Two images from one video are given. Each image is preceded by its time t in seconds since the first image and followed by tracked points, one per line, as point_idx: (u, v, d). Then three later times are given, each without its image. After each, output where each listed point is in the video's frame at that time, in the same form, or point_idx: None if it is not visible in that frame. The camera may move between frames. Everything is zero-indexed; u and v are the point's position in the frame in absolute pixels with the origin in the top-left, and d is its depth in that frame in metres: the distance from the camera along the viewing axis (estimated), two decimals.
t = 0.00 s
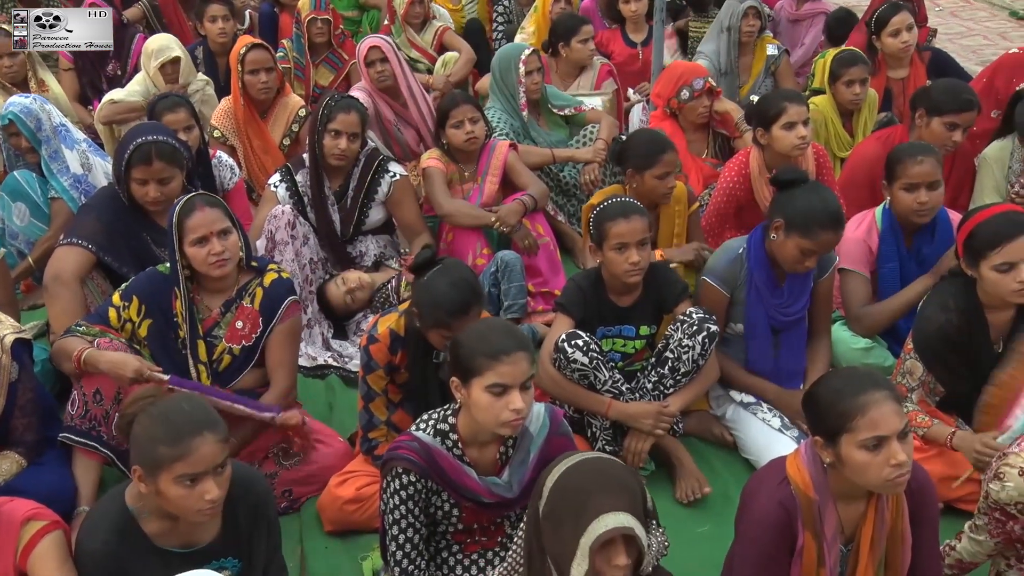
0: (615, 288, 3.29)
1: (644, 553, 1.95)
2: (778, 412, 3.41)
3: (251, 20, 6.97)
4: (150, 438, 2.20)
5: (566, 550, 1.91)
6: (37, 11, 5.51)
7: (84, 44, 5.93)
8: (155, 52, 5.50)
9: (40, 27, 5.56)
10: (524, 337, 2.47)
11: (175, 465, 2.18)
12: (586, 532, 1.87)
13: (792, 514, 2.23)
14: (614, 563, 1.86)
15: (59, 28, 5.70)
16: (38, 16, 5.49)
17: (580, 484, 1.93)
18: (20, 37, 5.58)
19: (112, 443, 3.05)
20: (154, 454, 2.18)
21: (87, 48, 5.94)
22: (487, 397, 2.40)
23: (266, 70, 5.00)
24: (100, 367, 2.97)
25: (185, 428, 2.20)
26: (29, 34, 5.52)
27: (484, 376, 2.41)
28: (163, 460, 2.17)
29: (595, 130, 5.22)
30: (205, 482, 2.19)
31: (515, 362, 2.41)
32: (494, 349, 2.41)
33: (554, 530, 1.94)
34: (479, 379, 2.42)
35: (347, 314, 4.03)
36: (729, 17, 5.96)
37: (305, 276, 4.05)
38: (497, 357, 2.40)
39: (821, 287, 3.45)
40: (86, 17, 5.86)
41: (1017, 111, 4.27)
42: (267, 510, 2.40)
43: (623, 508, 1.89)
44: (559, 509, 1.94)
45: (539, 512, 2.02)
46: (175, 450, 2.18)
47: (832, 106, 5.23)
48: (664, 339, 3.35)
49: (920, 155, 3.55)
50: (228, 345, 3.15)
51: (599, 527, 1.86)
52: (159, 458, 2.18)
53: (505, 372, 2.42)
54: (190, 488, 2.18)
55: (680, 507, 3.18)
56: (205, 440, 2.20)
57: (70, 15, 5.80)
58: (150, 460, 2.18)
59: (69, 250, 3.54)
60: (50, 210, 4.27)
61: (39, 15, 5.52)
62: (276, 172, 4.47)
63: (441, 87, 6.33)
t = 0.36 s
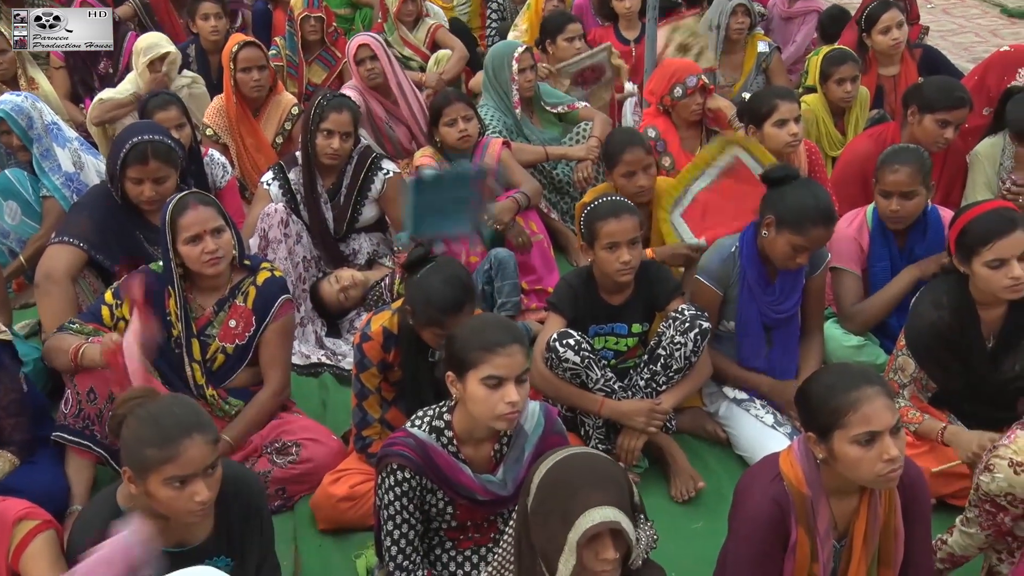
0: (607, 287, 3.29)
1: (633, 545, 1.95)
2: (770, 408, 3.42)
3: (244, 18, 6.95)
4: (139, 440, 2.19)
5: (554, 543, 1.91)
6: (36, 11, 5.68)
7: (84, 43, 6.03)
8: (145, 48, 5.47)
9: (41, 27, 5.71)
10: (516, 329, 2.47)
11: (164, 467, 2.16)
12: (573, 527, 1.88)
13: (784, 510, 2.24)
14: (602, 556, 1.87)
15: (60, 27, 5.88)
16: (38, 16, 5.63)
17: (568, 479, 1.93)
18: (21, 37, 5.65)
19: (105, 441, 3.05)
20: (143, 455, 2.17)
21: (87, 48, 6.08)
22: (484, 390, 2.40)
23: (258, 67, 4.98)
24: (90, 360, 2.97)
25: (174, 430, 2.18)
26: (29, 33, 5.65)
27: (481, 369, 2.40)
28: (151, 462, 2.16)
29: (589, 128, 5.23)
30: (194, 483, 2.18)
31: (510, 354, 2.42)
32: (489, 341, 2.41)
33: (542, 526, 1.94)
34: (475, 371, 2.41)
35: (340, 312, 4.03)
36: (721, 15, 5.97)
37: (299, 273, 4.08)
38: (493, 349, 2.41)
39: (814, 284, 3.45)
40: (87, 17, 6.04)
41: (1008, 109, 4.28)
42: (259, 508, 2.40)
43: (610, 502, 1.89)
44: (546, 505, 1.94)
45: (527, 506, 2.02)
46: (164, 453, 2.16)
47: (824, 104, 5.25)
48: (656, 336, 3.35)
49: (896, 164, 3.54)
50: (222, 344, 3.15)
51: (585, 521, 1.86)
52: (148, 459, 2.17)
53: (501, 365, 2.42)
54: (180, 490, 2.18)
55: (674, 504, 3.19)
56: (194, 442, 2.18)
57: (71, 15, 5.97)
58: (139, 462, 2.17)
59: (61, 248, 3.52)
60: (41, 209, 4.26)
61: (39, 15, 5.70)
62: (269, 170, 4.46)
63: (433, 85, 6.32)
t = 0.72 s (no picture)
0: (598, 276, 3.29)
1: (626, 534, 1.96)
2: (761, 396, 3.42)
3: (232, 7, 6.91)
4: (128, 432, 2.18)
5: (545, 534, 1.92)
6: (36, 11, 5.76)
7: (83, 43, 6.04)
8: (130, 38, 5.46)
9: (41, 27, 5.78)
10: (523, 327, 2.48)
11: (153, 459, 2.16)
12: (566, 519, 1.88)
13: (775, 498, 2.24)
14: (594, 548, 1.89)
15: (60, 28, 5.96)
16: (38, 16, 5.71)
17: (560, 471, 1.92)
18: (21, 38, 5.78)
19: (96, 433, 3.03)
20: (132, 447, 2.16)
21: (87, 47, 6.07)
22: (486, 385, 2.40)
23: (248, 56, 4.94)
24: (77, 355, 2.96)
25: (164, 422, 2.18)
26: (29, 33, 5.75)
27: (485, 364, 2.40)
28: (141, 454, 2.15)
29: (579, 117, 5.22)
30: (185, 475, 2.18)
31: (516, 352, 2.41)
32: (494, 338, 2.41)
33: (535, 518, 1.95)
34: (478, 367, 2.41)
35: (331, 302, 4.02)
36: (711, 3, 5.96)
37: (289, 263, 4.05)
38: (498, 347, 2.40)
39: (805, 273, 3.46)
40: (86, 17, 6.00)
41: (997, 97, 4.29)
42: (251, 497, 2.40)
43: (603, 493, 1.89)
44: (538, 497, 1.94)
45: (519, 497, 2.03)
46: (153, 445, 2.16)
47: (814, 92, 5.24)
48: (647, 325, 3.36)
49: (889, 157, 3.54)
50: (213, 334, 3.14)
51: (578, 513, 1.87)
52: (138, 452, 2.16)
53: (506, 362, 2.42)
54: (169, 482, 2.17)
55: (665, 493, 3.20)
56: (184, 434, 2.18)
57: (71, 15, 6.00)
58: (129, 454, 2.17)
59: (49, 238, 3.51)
60: (30, 198, 4.25)
61: (40, 15, 5.77)
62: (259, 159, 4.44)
63: (423, 74, 6.30)
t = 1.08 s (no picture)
0: (587, 269, 3.30)
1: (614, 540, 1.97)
2: (750, 387, 3.44)
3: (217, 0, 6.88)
4: (115, 428, 2.18)
5: (537, 536, 1.93)
6: (36, 11, 5.85)
7: (84, 44, 5.75)
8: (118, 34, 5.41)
9: (40, 27, 5.86)
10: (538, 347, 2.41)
11: (141, 456, 2.15)
12: (559, 523, 1.89)
13: (764, 490, 2.26)
14: (585, 554, 1.88)
15: (60, 28, 5.91)
16: (38, 16, 5.84)
17: (554, 474, 1.93)
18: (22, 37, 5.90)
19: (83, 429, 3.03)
20: (120, 444, 2.16)
21: (86, 47, 5.74)
22: (491, 403, 2.36)
23: (235, 50, 4.93)
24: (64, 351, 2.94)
25: (151, 419, 2.17)
26: (29, 33, 5.84)
27: (491, 380, 2.35)
28: (129, 451, 2.15)
29: (567, 110, 5.22)
30: (173, 472, 2.17)
31: (527, 375, 2.36)
32: (509, 358, 2.34)
33: (527, 520, 1.95)
34: (486, 381, 2.36)
35: (320, 296, 4.01)
36: None
37: (277, 258, 4.03)
38: (510, 369, 2.34)
39: (793, 265, 3.48)
40: (86, 17, 5.71)
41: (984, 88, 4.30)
42: (240, 492, 2.40)
43: (597, 499, 1.90)
44: (531, 499, 1.95)
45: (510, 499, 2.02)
46: (141, 441, 2.15)
47: (801, 85, 5.26)
48: (635, 318, 3.36)
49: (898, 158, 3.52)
50: (200, 327, 3.13)
51: (572, 517, 1.87)
52: (126, 449, 2.15)
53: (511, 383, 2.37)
54: (157, 478, 2.17)
55: (654, 486, 3.21)
56: (172, 431, 2.17)
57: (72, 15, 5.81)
58: (117, 450, 2.16)
59: (36, 234, 3.49)
60: (15, 193, 4.23)
61: (39, 15, 5.88)
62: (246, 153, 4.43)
63: (411, 68, 6.29)
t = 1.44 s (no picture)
0: (573, 265, 3.30)
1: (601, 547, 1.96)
2: (736, 382, 3.45)
3: None
4: (99, 428, 2.16)
5: (523, 545, 1.93)
6: (36, 12, 5.62)
7: (83, 44, 5.37)
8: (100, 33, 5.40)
9: (40, 28, 5.64)
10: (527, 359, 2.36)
11: (126, 456, 2.14)
12: (544, 532, 1.88)
13: (750, 483, 2.27)
14: (569, 563, 1.88)
15: (59, 28, 5.58)
16: (38, 16, 5.63)
17: (547, 478, 1.93)
18: (24, 37, 5.74)
19: (68, 428, 3.03)
20: (105, 443, 2.15)
21: (86, 49, 5.38)
22: (473, 412, 2.35)
23: (219, 46, 4.91)
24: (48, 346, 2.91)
25: (136, 418, 2.16)
26: (29, 33, 5.66)
27: (475, 393, 2.32)
28: (114, 450, 2.14)
29: (552, 105, 5.22)
30: (158, 471, 2.16)
31: (508, 393, 2.33)
32: (493, 373, 2.30)
33: (513, 526, 1.95)
34: (469, 393, 2.33)
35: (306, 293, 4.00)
36: None
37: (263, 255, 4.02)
38: (495, 385, 2.31)
39: (779, 260, 3.50)
40: (86, 17, 5.37)
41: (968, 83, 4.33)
42: (228, 489, 2.39)
43: (584, 508, 1.90)
44: (518, 504, 1.94)
45: (499, 502, 2.02)
46: (126, 440, 2.14)
47: (786, 80, 5.28)
48: (622, 314, 3.37)
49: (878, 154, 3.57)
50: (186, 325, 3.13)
51: (558, 527, 1.86)
52: (111, 448, 2.14)
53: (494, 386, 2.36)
54: (142, 478, 2.16)
55: (642, 481, 3.21)
56: (158, 430, 2.16)
57: (70, 15, 5.48)
58: (102, 450, 2.15)
59: (20, 232, 3.46)
60: None
61: (39, 15, 5.64)
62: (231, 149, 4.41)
63: (397, 64, 6.27)
